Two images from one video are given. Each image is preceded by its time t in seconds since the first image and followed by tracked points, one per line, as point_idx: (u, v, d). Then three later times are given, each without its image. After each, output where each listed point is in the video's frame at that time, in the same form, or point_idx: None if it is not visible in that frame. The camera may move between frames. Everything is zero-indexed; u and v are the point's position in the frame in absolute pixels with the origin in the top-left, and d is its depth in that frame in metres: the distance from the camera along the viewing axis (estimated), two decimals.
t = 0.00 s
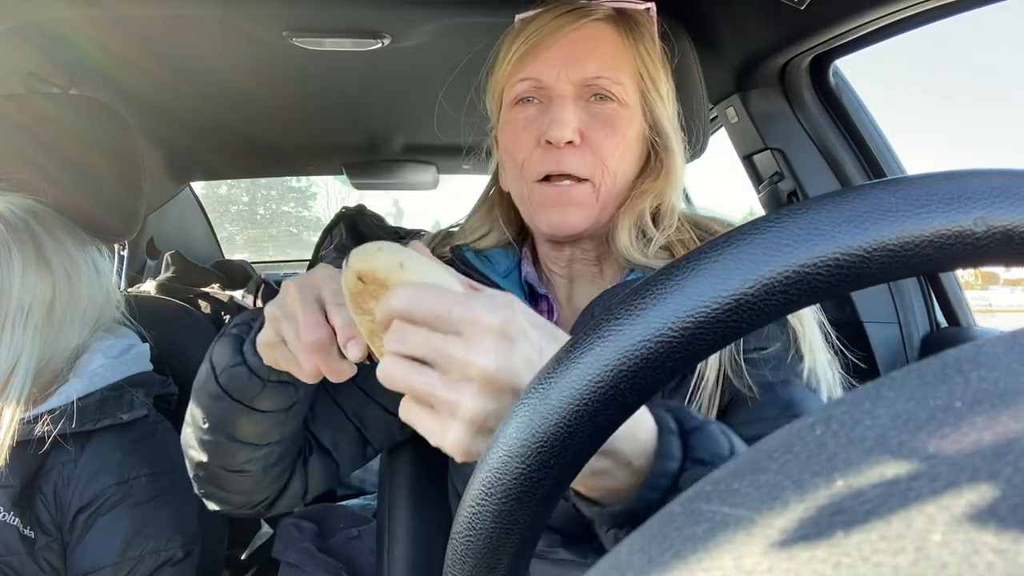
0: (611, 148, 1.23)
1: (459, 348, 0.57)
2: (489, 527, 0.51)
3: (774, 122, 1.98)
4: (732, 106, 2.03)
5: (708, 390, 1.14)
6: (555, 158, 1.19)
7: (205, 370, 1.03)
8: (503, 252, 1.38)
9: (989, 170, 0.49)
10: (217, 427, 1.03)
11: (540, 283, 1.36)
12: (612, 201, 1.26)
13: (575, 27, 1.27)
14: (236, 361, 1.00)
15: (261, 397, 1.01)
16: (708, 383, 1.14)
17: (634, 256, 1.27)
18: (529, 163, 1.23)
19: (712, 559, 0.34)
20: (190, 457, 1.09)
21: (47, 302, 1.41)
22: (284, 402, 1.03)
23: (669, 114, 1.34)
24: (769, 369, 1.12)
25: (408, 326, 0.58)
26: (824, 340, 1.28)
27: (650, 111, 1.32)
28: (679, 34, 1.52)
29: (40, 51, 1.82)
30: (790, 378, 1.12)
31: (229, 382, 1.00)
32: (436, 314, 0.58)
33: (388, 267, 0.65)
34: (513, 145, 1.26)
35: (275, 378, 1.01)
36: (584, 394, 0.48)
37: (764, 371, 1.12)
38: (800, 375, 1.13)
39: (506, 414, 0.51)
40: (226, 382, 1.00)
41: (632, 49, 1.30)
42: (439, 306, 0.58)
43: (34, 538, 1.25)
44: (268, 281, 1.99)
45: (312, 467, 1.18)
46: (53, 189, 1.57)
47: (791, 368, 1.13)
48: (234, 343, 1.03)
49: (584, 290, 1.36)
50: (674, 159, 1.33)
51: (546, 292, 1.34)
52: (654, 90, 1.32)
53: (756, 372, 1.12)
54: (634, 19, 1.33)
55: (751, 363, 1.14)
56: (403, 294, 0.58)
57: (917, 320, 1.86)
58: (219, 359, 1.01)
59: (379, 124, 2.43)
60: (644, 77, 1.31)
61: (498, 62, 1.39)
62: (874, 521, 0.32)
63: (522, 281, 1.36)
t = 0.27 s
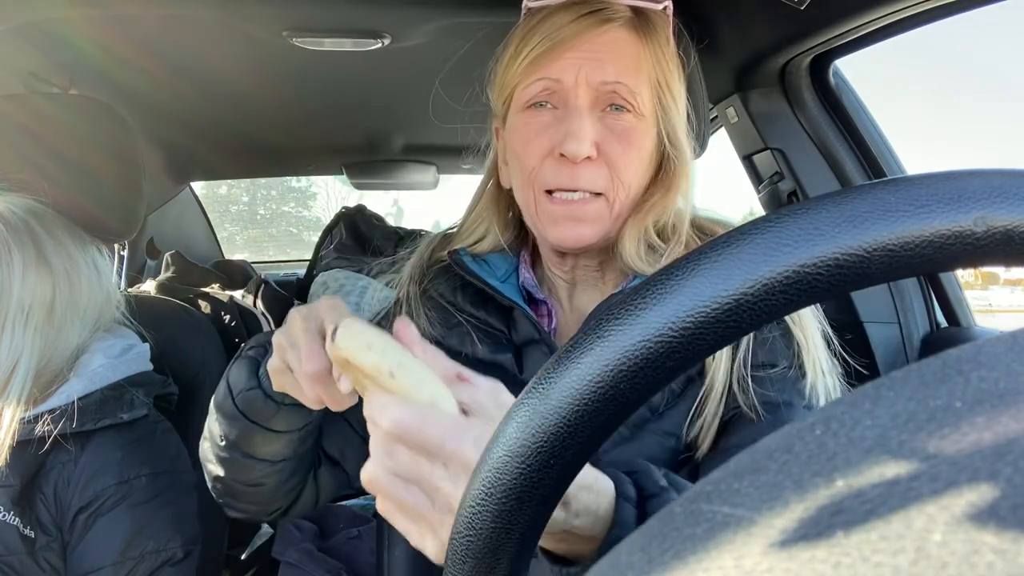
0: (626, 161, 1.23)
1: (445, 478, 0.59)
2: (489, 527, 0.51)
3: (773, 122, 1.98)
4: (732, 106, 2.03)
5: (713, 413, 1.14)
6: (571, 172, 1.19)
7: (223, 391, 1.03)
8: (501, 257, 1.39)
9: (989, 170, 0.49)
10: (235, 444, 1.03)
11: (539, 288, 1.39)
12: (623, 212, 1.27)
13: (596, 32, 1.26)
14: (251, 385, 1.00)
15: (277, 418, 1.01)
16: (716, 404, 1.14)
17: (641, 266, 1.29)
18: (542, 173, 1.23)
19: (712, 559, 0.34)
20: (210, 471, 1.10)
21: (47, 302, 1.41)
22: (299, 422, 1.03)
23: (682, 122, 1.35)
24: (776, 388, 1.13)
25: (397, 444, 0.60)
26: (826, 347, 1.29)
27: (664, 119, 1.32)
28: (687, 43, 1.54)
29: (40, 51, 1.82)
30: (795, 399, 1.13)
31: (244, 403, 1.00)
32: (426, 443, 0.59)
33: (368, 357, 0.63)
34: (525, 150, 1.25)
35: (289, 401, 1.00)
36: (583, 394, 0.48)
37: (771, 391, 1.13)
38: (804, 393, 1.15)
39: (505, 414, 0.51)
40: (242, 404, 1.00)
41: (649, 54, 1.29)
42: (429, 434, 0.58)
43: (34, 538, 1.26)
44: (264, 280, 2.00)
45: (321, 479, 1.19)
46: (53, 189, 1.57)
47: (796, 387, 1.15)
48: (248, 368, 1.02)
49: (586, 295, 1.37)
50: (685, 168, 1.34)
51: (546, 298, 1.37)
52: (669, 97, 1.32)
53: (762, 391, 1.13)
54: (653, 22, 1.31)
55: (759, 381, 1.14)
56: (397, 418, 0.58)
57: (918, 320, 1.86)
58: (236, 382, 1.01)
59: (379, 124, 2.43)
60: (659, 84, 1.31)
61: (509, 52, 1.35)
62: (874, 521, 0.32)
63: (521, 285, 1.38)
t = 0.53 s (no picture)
0: (617, 175, 1.23)
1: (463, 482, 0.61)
2: (489, 527, 0.51)
3: (773, 122, 1.98)
4: (732, 106, 2.03)
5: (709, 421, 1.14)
6: (561, 194, 1.20)
7: (227, 404, 1.03)
8: (497, 260, 1.39)
9: (990, 170, 0.49)
10: (239, 456, 1.03)
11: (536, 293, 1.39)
12: (616, 224, 1.28)
13: (582, 42, 1.24)
14: (253, 399, 1.00)
15: (279, 430, 1.01)
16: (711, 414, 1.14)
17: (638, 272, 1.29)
18: (533, 191, 1.24)
19: (712, 558, 0.34)
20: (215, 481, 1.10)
21: (48, 303, 1.41)
22: (303, 433, 1.03)
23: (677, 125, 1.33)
24: (770, 397, 1.14)
25: (416, 446, 0.61)
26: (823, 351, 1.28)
27: (658, 124, 1.30)
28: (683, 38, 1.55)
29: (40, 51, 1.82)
30: (789, 406, 1.13)
31: (247, 417, 1.00)
32: (448, 448, 0.61)
33: (383, 352, 0.61)
34: (515, 167, 1.26)
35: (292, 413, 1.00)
36: (583, 394, 0.48)
37: (766, 400, 1.13)
38: (799, 402, 1.15)
39: (505, 413, 0.51)
40: (246, 418, 1.00)
41: (637, 61, 1.28)
42: (454, 438, 0.60)
43: (34, 538, 1.26)
44: (265, 280, 1.95)
45: (326, 487, 1.24)
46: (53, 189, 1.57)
47: (791, 394, 1.15)
48: (250, 382, 1.02)
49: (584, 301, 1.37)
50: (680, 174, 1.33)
51: (541, 303, 1.37)
52: (661, 102, 1.30)
53: (756, 400, 1.13)
54: (641, 26, 1.29)
55: (752, 390, 1.14)
56: (421, 420, 0.60)
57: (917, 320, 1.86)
58: (238, 395, 1.01)
59: (379, 124, 2.43)
60: (649, 90, 1.29)
61: (494, 60, 1.33)
62: (874, 521, 0.32)
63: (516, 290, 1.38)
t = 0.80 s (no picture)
0: (611, 180, 1.23)
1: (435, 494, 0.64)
2: (489, 528, 0.51)
3: (773, 122, 1.98)
4: (732, 106, 2.03)
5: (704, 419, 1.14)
6: (555, 202, 1.21)
7: (223, 413, 1.02)
8: (495, 266, 1.40)
9: (990, 170, 0.49)
10: (237, 466, 1.02)
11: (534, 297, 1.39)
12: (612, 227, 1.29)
13: (573, 46, 1.24)
14: (252, 406, 1.00)
15: (278, 438, 1.01)
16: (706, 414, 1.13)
17: (633, 275, 1.29)
18: (527, 197, 1.24)
19: (712, 558, 0.34)
20: (212, 492, 1.09)
21: (48, 303, 1.41)
22: (302, 440, 1.03)
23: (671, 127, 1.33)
24: (762, 397, 1.14)
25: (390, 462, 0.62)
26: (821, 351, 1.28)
27: (652, 127, 1.31)
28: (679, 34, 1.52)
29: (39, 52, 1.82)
30: (781, 406, 1.13)
31: (245, 426, 1.00)
32: (423, 465, 0.62)
33: (364, 366, 0.60)
34: (509, 173, 1.27)
35: (290, 419, 1.00)
36: (584, 394, 0.48)
37: (758, 399, 1.13)
38: (793, 401, 1.14)
39: (506, 414, 0.51)
40: (243, 427, 0.99)
41: (630, 63, 1.27)
42: (428, 457, 0.62)
43: (34, 538, 1.26)
44: (265, 280, 1.93)
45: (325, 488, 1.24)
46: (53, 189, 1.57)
47: (784, 395, 1.14)
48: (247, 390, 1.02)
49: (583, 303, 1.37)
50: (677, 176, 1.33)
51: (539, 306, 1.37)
52: (655, 104, 1.31)
53: (748, 400, 1.13)
54: (633, 27, 1.28)
55: (745, 390, 1.14)
56: (395, 439, 0.60)
57: (916, 321, 1.86)
58: (235, 404, 1.01)
59: (379, 124, 2.43)
60: (642, 92, 1.29)
61: (485, 64, 1.34)
62: (874, 521, 0.32)
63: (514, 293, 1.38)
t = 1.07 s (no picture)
0: (598, 176, 1.23)
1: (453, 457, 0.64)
2: (489, 528, 0.51)
3: (773, 122, 1.98)
4: (732, 106, 2.03)
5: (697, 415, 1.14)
6: (542, 193, 1.21)
7: (220, 398, 1.02)
8: (498, 259, 1.39)
9: (990, 170, 0.49)
10: (233, 451, 1.02)
11: (536, 293, 1.38)
12: (603, 225, 1.28)
13: (563, 42, 1.25)
14: (249, 391, 1.00)
15: (275, 424, 1.01)
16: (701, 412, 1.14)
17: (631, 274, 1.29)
18: (518, 191, 1.25)
19: (712, 558, 0.34)
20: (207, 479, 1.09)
21: (47, 302, 1.41)
22: (298, 427, 1.03)
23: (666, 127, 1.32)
24: (756, 392, 1.14)
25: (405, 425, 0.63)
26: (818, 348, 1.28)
27: (644, 125, 1.30)
28: (681, 36, 1.51)
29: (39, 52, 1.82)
30: (776, 401, 1.14)
31: (242, 411, 1.00)
32: (441, 428, 0.62)
33: (378, 330, 0.62)
34: (502, 166, 1.28)
35: (287, 405, 1.00)
36: (584, 394, 0.48)
37: (751, 395, 1.14)
38: (788, 397, 1.15)
39: (506, 413, 0.51)
40: (240, 411, 1.00)
41: (624, 61, 1.27)
42: (446, 418, 0.62)
43: (34, 538, 1.26)
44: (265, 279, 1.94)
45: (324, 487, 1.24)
46: (53, 189, 1.57)
47: (780, 391, 1.15)
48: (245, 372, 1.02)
49: (582, 301, 1.38)
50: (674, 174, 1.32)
51: (541, 303, 1.36)
52: (650, 103, 1.30)
53: (742, 395, 1.14)
54: (631, 26, 1.28)
55: (739, 385, 1.15)
56: (415, 403, 0.61)
57: (916, 321, 1.86)
58: (233, 387, 1.01)
59: (379, 124, 2.43)
60: (637, 90, 1.29)
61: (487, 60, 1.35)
62: (874, 521, 0.32)
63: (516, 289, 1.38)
